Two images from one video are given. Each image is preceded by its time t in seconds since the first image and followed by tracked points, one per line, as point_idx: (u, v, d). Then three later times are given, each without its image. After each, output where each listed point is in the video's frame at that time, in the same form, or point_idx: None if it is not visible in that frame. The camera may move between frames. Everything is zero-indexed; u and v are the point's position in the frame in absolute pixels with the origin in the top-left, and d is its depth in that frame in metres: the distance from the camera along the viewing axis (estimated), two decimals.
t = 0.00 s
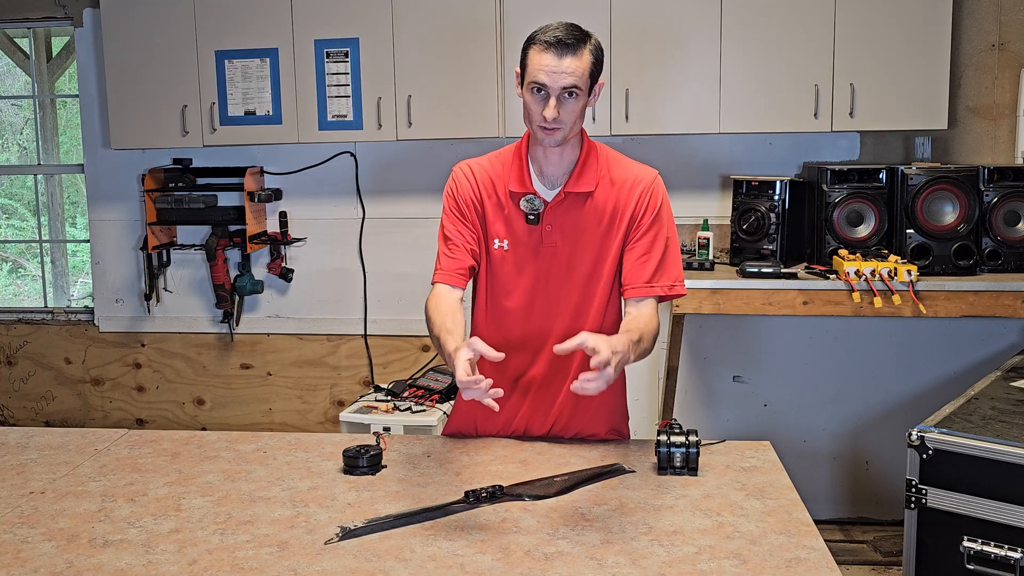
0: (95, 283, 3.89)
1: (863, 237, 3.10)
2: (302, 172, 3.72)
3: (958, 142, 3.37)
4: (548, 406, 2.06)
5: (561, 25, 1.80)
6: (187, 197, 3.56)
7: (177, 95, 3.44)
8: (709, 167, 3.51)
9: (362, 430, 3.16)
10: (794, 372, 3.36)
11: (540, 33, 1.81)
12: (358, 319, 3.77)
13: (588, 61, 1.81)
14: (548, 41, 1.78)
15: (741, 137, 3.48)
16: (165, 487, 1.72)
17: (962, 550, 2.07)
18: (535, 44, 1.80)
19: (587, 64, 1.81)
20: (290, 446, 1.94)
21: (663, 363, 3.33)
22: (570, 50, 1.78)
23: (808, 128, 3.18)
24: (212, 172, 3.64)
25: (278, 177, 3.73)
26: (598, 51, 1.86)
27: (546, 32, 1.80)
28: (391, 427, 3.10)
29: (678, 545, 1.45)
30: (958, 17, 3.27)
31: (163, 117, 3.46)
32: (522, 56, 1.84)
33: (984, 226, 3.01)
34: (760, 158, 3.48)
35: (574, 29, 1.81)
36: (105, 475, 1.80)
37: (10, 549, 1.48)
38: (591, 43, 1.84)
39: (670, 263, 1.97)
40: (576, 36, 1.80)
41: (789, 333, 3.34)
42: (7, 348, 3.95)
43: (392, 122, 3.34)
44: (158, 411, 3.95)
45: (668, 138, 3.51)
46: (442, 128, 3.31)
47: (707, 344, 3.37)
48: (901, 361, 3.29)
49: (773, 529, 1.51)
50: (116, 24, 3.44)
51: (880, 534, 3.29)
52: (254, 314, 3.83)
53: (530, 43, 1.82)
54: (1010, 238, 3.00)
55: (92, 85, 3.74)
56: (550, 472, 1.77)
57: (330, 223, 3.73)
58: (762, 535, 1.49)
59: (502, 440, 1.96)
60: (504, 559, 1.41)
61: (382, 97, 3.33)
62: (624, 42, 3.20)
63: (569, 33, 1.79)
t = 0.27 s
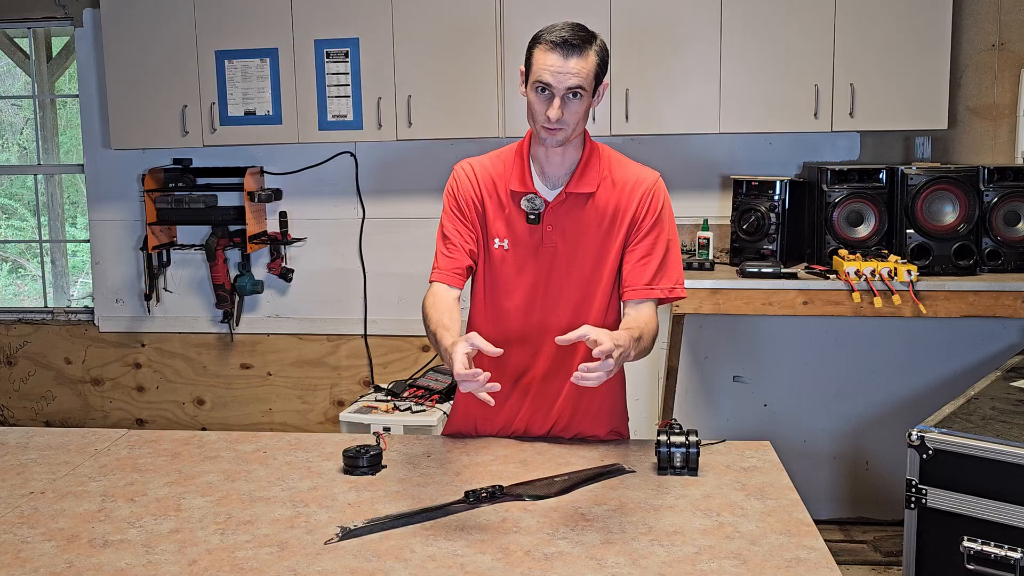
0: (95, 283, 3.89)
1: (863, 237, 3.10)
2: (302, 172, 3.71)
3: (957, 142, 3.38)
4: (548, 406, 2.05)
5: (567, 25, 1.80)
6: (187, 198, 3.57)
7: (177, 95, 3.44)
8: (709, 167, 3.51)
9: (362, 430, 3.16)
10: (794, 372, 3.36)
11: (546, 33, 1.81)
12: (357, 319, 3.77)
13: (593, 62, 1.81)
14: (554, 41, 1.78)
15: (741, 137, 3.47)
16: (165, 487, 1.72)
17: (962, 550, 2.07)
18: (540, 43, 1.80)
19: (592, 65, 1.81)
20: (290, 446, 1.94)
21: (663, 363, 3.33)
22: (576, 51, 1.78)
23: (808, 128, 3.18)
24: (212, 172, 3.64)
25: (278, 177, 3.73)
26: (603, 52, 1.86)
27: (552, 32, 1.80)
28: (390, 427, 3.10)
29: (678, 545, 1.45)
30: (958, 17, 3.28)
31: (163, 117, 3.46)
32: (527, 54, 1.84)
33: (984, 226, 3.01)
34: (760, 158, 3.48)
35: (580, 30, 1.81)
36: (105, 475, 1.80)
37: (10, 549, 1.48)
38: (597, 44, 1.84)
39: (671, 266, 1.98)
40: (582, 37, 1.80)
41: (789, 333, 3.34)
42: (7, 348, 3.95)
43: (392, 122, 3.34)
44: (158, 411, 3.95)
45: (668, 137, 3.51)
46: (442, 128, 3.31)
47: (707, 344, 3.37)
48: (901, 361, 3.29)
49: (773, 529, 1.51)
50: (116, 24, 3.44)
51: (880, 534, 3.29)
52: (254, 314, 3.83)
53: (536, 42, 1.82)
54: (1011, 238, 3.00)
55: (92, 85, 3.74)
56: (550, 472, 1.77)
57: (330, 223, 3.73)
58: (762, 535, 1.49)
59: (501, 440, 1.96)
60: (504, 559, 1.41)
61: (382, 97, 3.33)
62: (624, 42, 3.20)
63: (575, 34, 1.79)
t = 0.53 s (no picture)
0: (95, 283, 3.89)
1: (863, 237, 3.10)
2: (302, 172, 3.71)
3: (958, 142, 3.38)
4: (548, 406, 2.05)
5: (569, 25, 1.80)
6: (187, 198, 3.57)
7: (177, 94, 3.44)
8: (709, 167, 3.51)
9: (362, 430, 3.15)
10: (794, 372, 3.36)
11: (548, 33, 1.81)
12: (357, 319, 3.77)
13: (594, 63, 1.81)
14: (556, 42, 1.78)
15: (741, 137, 3.47)
16: (165, 487, 1.72)
17: (962, 550, 2.07)
18: (542, 43, 1.80)
19: (594, 66, 1.80)
20: (290, 446, 1.94)
21: (663, 363, 3.33)
22: (577, 52, 1.78)
23: (808, 128, 3.18)
24: (212, 172, 3.64)
25: (278, 177, 3.73)
26: (605, 52, 1.86)
27: (554, 32, 1.80)
28: (390, 427, 3.10)
29: (678, 545, 1.45)
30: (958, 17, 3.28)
31: (163, 117, 3.46)
32: (529, 54, 1.84)
33: (984, 226, 3.00)
34: (760, 158, 3.48)
35: (582, 30, 1.81)
36: (105, 475, 1.80)
37: (10, 549, 1.48)
38: (598, 44, 1.84)
39: (671, 268, 1.98)
40: (584, 37, 1.80)
41: (789, 333, 3.34)
42: (7, 348, 3.95)
43: (392, 122, 3.34)
44: (159, 410, 3.95)
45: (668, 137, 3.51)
46: (443, 128, 3.31)
47: (707, 344, 3.37)
48: (901, 361, 3.29)
49: (773, 529, 1.51)
50: (116, 24, 3.44)
51: (880, 534, 3.29)
52: (254, 314, 3.83)
53: (538, 42, 1.82)
54: (1011, 239, 3.00)
55: (92, 85, 3.74)
56: (550, 472, 1.77)
57: (330, 223, 3.73)
58: (762, 535, 1.49)
59: (501, 440, 1.96)
60: (504, 559, 1.41)
61: (382, 97, 3.33)
62: (624, 42, 3.20)
63: (577, 34, 1.79)
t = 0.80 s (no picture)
0: (95, 283, 3.89)
1: (863, 237, 3.10)
2: (302, 172, 3.72)
3: (958, 142, 3.38)
4: (548, 406, 2.05)
5: (570, 23, 1.81)
6: (187, 198, 3.57)
7: (177, 94, 3.44)
8: (710, 167, 3.51)
9: (362, 430, 3.16)
10: (794, 372, 3.36)
11: (549, 30, 1.82)
12: (357, 319, 3.76)
13: (595, 60, 1.81)
14: (557, 37, 1.79)
15: (741, 137, 3.47)
16: (165, 487, 1.72)
17: (962, 550, 2.07)
18: (543, 40, 1.81)
19: (595, 62, 1.81)
20: (290, 446, 1.94)
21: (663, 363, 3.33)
22: (579, 47, 1.79)
23: (808, 128, 3.18)
24: (212, 172, 3.64)
25: (278, 177, 3.73)
26: (606, 51, 1.87)
27: (555, 29, 1.81)
28: (390, 427, 3.10)
29: (678, 545, 1.45)
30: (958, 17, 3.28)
31: (163, 116, 3.46)
32: (531, 53, 1.85)
33: (984, 226, 3.00)
34: (760, 158, 3.48)
35: (583, 28, 1.82)
36: (105, 475, 1.80)
37: (10, 549, 1.48)
38: (599, 43, 1.85)
39: (670, 266, 1.97)
40: (586, 35, 1.81)
41: (789, 333, 3.34)
42: (7, 348, 3.95)
43: (392, 122, 3.34)
44: (159, 410, 3.95)
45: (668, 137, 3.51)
46: (443, 129, 3.31)
47: (707, 343, 3.37)
48: (901, 361, 3.29)
49: (774, 529, 1.51)
50: (116, 24, 3.44)
51: (880, 534, 3.29)
52: (254, 314, 3.83)
53: (539, 39, 1.83)
54: (1011, 238, 3.00)
55: (92, 85, 3.74)
56: (550, 472, 1.77)
57: (330, 223, 3.73)
58: (762, 535, 1.49)
59: (501, 439, 1.96)
60: (505, 559, 1.41)
61: (382, 97, 3.33)
62: (624, 41, 3.20)
63: (578, 31, 1.81)
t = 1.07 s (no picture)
0: (95, 283, 3.89)
1: (863, 237, 3.10)
2: (302, 172, 3.72)
3: (958, 142, 3.38)
4: (548, 405, 2.04)
5: (570, 21, 1.82)
6: (187, 198, 3.57)
7: (177, 94, 3.44)
8: (709, 167, 3.51)
9: (362, 430, 3.16)
10: (794, 372, 3.36)
11: (549, 29, 1.83)
12: (357, 319, 3.76)
13: (598, 56, 1.82)
14: (560, 34, 1.80)
15: (741, 137, 3.47)
16: (165, 487, 1.72)
17: (962, 550, 2.07)
18: (545, 37, 1.81)
19: (598, 59, 1.82)
20: (290, 446, 1.94)
21: (663, 363, 3.33)
22: (582, 43, 1.79)
23: (808, 128, 3.18)
24: (212, 172, 3.64)
25: (278, 177, 3.73)
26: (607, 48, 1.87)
27: (556, 27, 1.82)
28: (390, 427, 3.10)
29: (678, 545, 1.45)
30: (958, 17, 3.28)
31: (163, 117, 3.46)
32: (532, 50, 1.85)
33: (984, 226, 3.00)
34: (760, 158, 3.48)
35: (585, 25, 1.83)
36: (105, 475, 1.79)
37: (9, 549, 1.48)
38: (600, 40, 1.85)
39: (669, 264, 1.97)
40: (588, 31, 1.82)
41: (788, 333, 3.34)
42: (7, 348, 3.95)
43: (392, 122, 3.34)
44: (159, 410, 3.95)
45: (668, 136, 3.51)
46: (443, 129, 3.31)
47: (707, 343, 3.37)
48: (901, 361, 3.29)
49: (774, 529, 1.51)
50: (116, 24, 3.44)
51: (880, 534, 3.29)
52: (254, 314, 3.83)
53: (540, 38, 1.83)
54: (1011, 239, 3.00)
55: (92, 85, 3.74)
56: (550, 472, 1.77)
57: (330, 223, 3.73)
58: (762, 535, 1.49)
59: (501, 439, 1.96)
60: (505, 559, 1.41)
61: (382, 97, 3.33)
62: (625, 41, 3.20)
63: (579, 28, 1.81)
